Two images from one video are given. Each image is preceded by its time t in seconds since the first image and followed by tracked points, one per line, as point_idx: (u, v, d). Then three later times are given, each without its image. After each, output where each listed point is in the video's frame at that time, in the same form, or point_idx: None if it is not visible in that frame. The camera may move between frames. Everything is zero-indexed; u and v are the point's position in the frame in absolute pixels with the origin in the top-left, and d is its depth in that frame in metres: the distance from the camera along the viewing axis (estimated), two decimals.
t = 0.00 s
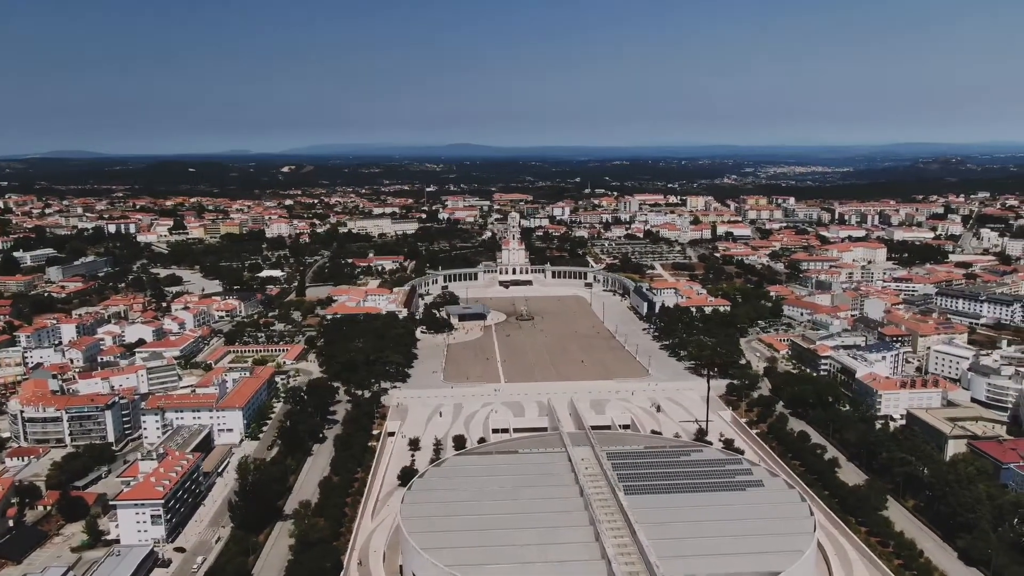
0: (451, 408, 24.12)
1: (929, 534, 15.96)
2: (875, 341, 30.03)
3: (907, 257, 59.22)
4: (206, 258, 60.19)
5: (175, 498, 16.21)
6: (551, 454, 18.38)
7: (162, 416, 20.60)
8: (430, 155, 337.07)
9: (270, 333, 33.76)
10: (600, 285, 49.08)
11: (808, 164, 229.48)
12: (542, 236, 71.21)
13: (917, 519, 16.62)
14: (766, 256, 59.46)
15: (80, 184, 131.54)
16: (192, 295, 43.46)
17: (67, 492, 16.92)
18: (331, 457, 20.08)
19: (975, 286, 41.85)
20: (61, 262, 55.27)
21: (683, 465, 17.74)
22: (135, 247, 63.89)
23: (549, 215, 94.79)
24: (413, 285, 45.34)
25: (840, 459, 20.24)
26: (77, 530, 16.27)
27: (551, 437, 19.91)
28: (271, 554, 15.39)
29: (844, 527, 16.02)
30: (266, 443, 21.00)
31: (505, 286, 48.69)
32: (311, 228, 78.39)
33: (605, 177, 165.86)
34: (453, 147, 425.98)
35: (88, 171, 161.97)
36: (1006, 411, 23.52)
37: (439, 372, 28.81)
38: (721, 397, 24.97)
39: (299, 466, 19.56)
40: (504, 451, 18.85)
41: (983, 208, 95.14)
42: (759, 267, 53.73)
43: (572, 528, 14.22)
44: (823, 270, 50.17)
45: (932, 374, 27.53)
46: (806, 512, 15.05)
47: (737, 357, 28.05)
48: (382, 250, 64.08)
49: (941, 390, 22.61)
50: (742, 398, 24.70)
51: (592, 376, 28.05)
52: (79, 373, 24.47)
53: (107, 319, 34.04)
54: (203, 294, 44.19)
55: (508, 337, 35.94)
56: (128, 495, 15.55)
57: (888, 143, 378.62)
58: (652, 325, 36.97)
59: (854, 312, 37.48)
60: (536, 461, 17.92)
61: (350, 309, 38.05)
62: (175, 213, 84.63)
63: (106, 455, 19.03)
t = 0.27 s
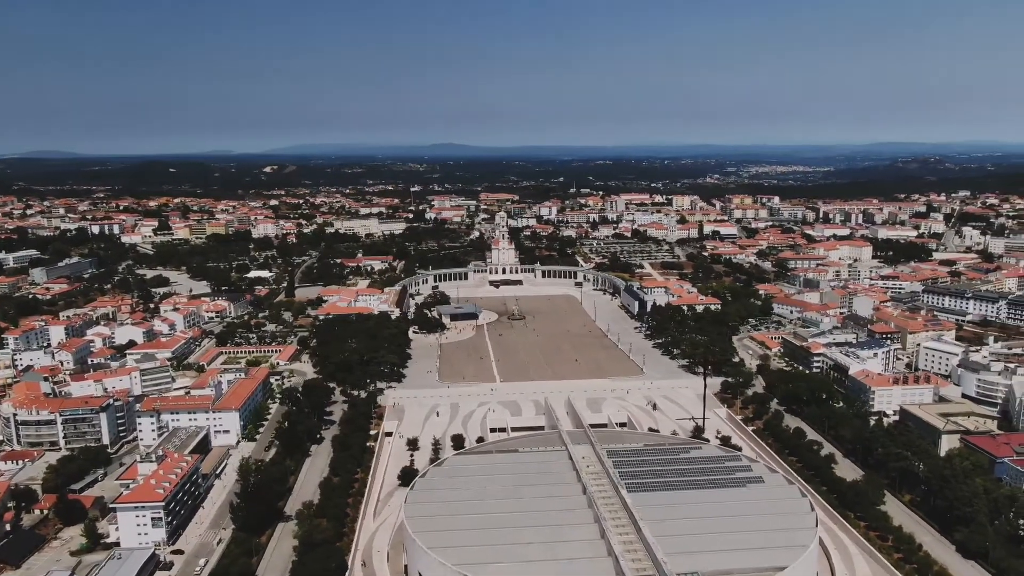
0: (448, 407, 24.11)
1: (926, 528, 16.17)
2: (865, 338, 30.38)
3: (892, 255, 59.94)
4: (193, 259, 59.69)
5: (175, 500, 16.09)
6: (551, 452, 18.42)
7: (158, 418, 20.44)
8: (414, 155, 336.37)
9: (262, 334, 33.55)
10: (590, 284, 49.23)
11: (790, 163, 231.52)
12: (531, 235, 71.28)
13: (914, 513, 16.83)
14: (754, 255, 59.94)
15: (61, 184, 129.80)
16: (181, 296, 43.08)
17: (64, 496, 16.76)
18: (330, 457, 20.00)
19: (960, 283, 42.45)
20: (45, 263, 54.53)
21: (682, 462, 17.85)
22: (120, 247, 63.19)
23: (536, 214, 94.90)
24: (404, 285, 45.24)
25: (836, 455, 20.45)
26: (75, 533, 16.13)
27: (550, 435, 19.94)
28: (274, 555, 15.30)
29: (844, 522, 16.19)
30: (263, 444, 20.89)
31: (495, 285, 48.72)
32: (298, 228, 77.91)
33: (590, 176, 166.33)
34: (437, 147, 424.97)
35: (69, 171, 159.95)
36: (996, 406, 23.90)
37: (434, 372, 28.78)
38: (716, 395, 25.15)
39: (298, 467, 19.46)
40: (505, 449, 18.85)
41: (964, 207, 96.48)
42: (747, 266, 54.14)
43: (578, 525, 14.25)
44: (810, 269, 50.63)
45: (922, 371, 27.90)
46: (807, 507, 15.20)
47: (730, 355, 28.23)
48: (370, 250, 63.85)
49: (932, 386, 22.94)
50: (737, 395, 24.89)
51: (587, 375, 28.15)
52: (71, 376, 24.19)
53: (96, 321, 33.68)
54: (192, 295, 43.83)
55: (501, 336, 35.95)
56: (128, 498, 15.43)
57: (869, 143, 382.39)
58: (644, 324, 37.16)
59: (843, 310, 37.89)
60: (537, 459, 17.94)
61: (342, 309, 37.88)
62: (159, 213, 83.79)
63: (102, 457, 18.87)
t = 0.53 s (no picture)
0: (446, 407, 24.09)
1: (926, 522, 16.38)
2: (857, 335, 30.67)
3: (878, 253, 60.58)
4: (181, 260, 59.17)
5: (178, 502, 16.00)
6: (552, 450, 18.46)
7: (156, 420, 20.27)
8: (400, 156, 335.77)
9: (255, 335, 33.34)
10: (582, 283, 49.33)
11: (775, 162, 233.22)
12: (520, 234, 71.32)
13: (914, 508, 17.04)
14: (743, 254, 60.32)
15: (43, 185, 128.14)
16: (171, 297, 42.71)
17: (64, 498, 16.62)
18: (331, 458, 19.93)
19: (948, 281, 42.98)
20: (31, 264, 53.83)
21: (684, 458, 17.99)
22: (106, 248, 62.51)
23: (525, 214, 94.94)
24: (396, 285, 45.12)
25: (833, 451, 20.66)
26: (76, 536, 16.00)
27: (551, 433, 19.99)
28: (280, 556, 15.24)
29: (845, 518, 16.37)
30: (262, 445, 20.79)
31: (487, 285, 48.72)
32: (286, 228, 77.42)
33: (576, 176, 166.64)
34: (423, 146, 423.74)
35: (51, 172, 158.02)
36: (988, 401, 24.22)
37: (430, 372, 28.74)
38: (713, 392, 25.32)
39: (299, 468, 19.41)
40: (506, 448, 18.87)
41: (948, 205, 97.64)
42: (737, 264, 54.46)
43: (584, 523, 14.32)
44: (800, 267, 51.05)
45: (914, 367, 28.22)
46: (810, 503, 15.35)
47: (725, 353, 28.40)
48: (360, 250, 63.61)
49: (926, 381, 23.21)
50: (734, 392, 25.04)
51: (583, 374, 28.22)
52: (64, 378, 23.95)
53: (86, 322, 33.32)
54: (182, 295, 43.48)
55: (495, 335, 35.95)
56: (130, 500, 15.33)
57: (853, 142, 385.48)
58: (637, 322, 37.30)
59: (833, 308, 38.26)
60: (539, 457, 17.97)
61: (335, 309, 37.71)
62: (145, 214, 82.99)
63: (101, 459, 18.72)
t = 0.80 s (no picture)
0: (445, 406, 24.08)
1: (926, 517, 16.56)
2: (851, 333, 30.91)
3: (867, 251, 61.13)
4: (170, 261, 58.71)
5: (181, 504, 15.90)
6: (555, 449, 18.49)
7: (155, 421, 20.13)
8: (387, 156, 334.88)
9: (250, 335, 33.18)
10: (575, 282, 49.42)
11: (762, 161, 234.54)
12: (512, 234, 71.35)
13: (913, 503, 17.22)
14: (734, 253, 60.63)
15: (27, 185, 126.66)
16: (162, 298, 42.38)
17: (64, 501, 16.49)
18: (332, 458, 19.87)
19: (938, 279, 43.43)
20: (18, 265, 53.24)
21: (685, 456, 18.09)
22: (95, 250, 61.91)
23: (515, 213, 94.97)
24: (389, 285, 45.02)
25: (832, 447, 20.83)
26: (78, 539, 15.87)
27: (552, 432, 20.04)
28: (286, 557, 15.19)
29: (847, 513, 16.52)
30: (262, 446, 20.70)
31: (481, 284, 48.71)
32: (276, 229, 76.98)
33: (565, 175, 166.72)
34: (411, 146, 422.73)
35: (35, 171, 156.15)
36: (981, 397, 24.51)
37: (428, 371, 28.71)
38: (710, 391, 25.45)
39: (300, 469, 19.35)
40: (508, 447, 18.88)
41: (934, 204, 98.58)
42: (729, 263, 54.74)
43: (590, 521, 14.36)
44: (791, 266, 51.41)
45: (907, 364, 28.51)
46: (813, 499, 15.46)
47: (721, 351, 28.55)
48: (352, 250, 63.40)
49: (921, 378, 23.45)
50: (731, 390, 25.19)
51: (581, 373, 28.31)
52: (60, 379, 23.75)
53: (79, 324, 33.02)
54: (174, 296, 43.17)
55: (490, 335, 35.94)
56: (133, 502, 15.23)
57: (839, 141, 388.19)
58: (632, 321, 37.43)
59: (826, 306, 38.56)
60: (541, 455, 18.00)
61: (329, 309, 37.57)
62: (133, 214, 82.27)
63: (100, 462, 18.58)
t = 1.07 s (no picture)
0: (443, 405, 24.07)
1: (925, 511, 16.80)
2: (842, 330, 31.25)
3: (853, 249, 61.80)
4: (157, 262, 58.13)
5: (184, 506, 15.80)
6: (557, 447, 18.54)
7: (153, 423, 19.96)
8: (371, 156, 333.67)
9: (243, 336, 32.96)
10: (566, 281, 49.53)
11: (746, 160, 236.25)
12: (501, 233, 71.39)
13: (912, 497, 17.46)
14: (722, 251, 61.05)
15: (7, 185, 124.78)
16: (151, 299, 41.98)
17: (64, 504, 16.32)
18: (332, 459, 19.80)
19: (924, 276, 43.98)
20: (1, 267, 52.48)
21: (687, 453, 18.21)
22: (79, 251, 61.15)
23: (503, 213, 94.99)
24: (380, 285, 44.89)
25: (829, 443, 21.06)
26: (79, 542, 15.72)
27: (553, 430, 20.09)
28: (292, 557, 15.12)
29: (848, 508, 16.71)
30: (261, 446, 20.61)
31: (472, 283, 48.71)
32: (262, 229, 76.44)
33: (550, 174, 166.88)
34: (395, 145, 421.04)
35: (14, 172, 153.82)
36: (972, 392, 24.89)
37: (424, 371, 28.68)
38: (706, 388, 25.63)
39: (301, 469, 19.26)
40: (510, 445, 18.90)
41: (916, 203, 99.82)
42: (718, 261, 55.10)
43: (597, 518, 14.42)
44: (779, 264, 51.86)
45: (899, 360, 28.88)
46: (816, 493, 15.64)
47: (716, 348, 28.78)
48: (340, 250, 63.14)
49: (914, 374, 23.77)
50: (727, 387, 25.38)
51: (576, 371, 28.39)
52: (53, 382, 23.48)
53: (68, 326, 32.64)
54: (163, 297, 42.77)
55: (484, 334, 35.95)
56: (136, 504, 15.11)
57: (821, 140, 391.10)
58: (624, 320, 37.59)
59: (816, 303, 38.95)
60: (544, 453, 18.03)
61: (321, 309, 37.39)
62: (117, 215, 81.36)
63: (98, 465, 18.40)
